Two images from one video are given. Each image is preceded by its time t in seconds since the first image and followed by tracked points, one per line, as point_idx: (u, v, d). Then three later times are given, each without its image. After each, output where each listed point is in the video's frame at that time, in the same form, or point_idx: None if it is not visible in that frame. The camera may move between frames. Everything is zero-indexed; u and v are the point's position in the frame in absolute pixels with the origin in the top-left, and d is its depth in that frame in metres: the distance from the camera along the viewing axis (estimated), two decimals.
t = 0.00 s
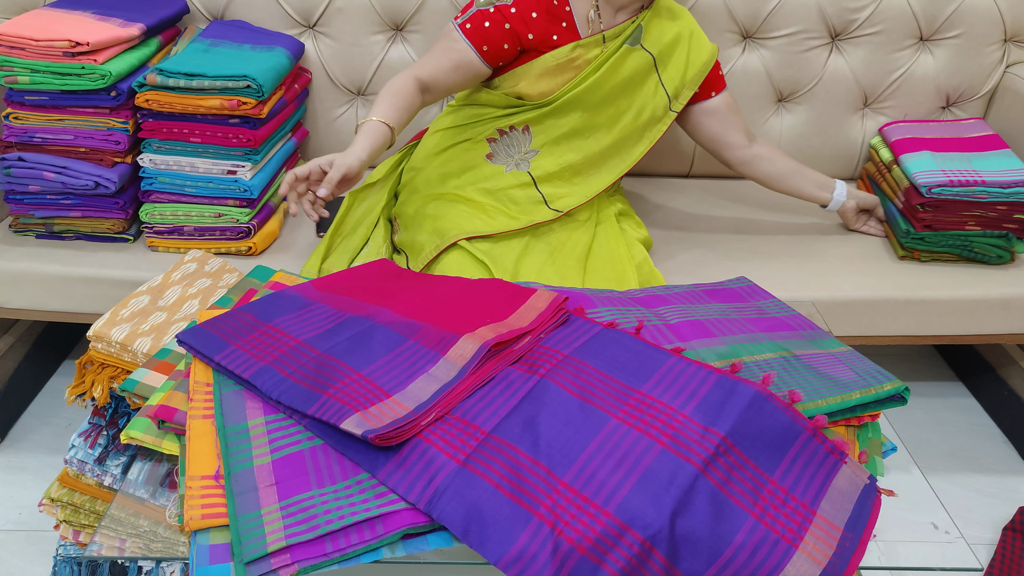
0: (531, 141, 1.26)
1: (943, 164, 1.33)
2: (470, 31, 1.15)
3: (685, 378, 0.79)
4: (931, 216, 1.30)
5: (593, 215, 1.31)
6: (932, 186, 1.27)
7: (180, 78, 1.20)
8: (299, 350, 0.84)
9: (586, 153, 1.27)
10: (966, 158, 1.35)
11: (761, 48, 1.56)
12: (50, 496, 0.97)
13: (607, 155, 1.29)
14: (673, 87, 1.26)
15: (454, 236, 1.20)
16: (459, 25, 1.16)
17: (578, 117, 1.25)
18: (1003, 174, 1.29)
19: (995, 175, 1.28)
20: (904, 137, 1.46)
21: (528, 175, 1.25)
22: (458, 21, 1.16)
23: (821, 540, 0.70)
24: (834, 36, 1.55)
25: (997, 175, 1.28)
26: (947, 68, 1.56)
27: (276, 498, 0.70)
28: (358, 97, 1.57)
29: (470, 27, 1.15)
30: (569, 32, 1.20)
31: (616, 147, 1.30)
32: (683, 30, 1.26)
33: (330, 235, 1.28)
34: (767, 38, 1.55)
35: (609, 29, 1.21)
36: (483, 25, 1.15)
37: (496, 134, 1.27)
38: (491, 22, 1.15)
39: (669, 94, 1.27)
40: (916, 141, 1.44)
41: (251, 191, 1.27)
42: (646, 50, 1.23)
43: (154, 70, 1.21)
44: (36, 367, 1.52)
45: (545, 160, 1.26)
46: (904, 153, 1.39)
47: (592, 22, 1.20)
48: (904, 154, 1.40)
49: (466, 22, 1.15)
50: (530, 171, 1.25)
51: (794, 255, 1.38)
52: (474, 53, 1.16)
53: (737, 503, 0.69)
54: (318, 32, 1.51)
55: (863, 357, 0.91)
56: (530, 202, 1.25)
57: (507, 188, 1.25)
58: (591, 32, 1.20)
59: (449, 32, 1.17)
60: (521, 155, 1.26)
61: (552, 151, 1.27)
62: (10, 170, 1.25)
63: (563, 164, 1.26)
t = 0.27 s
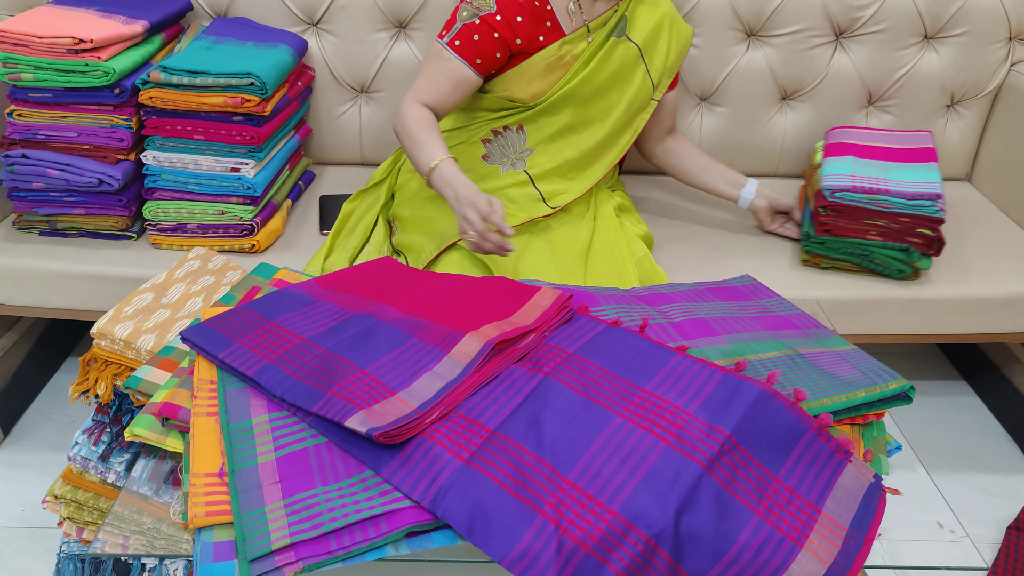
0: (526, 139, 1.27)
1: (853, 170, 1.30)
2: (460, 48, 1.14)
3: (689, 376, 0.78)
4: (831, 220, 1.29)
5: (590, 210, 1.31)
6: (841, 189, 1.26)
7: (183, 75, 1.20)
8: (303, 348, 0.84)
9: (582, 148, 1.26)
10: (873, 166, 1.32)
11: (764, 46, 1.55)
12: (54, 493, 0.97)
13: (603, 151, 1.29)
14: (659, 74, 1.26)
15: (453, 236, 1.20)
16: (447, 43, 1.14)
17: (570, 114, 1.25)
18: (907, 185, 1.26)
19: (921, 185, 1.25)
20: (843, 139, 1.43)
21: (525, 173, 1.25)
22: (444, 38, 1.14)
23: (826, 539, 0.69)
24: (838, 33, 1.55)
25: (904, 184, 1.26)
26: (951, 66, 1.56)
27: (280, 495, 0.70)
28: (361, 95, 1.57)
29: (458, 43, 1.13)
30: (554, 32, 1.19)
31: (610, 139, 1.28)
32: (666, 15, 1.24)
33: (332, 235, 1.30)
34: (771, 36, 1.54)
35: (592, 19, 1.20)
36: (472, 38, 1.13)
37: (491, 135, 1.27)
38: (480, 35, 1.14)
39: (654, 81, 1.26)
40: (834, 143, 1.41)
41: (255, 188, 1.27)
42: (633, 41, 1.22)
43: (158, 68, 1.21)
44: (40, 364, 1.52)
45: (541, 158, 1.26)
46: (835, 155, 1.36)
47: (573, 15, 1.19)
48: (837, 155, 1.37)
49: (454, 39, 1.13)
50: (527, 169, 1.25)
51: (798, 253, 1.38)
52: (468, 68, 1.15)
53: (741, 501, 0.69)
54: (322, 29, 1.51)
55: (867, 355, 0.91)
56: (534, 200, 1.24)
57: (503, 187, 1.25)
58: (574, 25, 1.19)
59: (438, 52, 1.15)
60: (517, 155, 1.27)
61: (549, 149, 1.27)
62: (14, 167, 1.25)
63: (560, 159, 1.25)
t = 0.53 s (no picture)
0: (512, 137, 1.24)
1: (743, 192, 1.21)
2: (467, 66, 1.12)
3: (693, 373, 0.78)
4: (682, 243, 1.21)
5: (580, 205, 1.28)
6: (684, 212, 1.18)
7: (186, 72, 1.20)
8: (306, 345, 0.84)
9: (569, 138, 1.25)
10: (772, 188, 1.22)
11: (768, 43, 1.55)
12: (57, 489, 0.97)
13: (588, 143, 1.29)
14: (637, 56, 1.29)
15: (445, 235, 1.19)
16: (454, 64, 1.12)
17: (552, 104, 1.24)
18: (728, 208, 1.16)
19: (701, 207, 1.16)
20: (752, 157, 1.34)
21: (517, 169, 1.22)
22: (447, 62, 1.12)
23: (830, 537, 0.69)
24: (842, 31, 1.54)
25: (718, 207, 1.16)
26: (956, 63, 1.55)
27: (283, 492, 0.70)
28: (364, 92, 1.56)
29: (464, 61, 1.12)
30: (527, 23, 1.18)
31: (597, 127, 1.29)
32: None
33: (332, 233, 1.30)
34: (775, 33, 1.53)
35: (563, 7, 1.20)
36: (473, 49, 1.12)
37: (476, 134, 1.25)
38: (479, 44, 1.13)
39: (632, 62, 1.29)
40: (739, 162, 1.32)
41: (258, 185, 1.28)
42: (608, 24, 1.23)
43: (160, 64, 1.20)
44: (42, 360, 1.52)
45: (528, 154, 1.24)
46: (736, 176, 1.27)
47: (543, 5, 1.18)
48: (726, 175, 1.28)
49: (459, 58, 1.12)
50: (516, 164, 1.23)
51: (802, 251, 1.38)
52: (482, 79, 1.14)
53: (745, 498, 0.69)
54: (324, 26, 1.51)
55: (871, 352, 0.91)
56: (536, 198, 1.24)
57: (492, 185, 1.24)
58: (544, 15, 1.19)
59: (445, 76, 1.12)
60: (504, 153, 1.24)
61: (536, 143, 1.25)
62: (17, 163, 1.25)
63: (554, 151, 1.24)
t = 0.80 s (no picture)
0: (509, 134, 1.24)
1: (693, 195, 1.20)
2: (483, 62, 1.12)
3: (695, 371, 0.78)
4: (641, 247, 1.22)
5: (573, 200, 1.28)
6: (641, 215, 1.19)
7: (188, 68, 1.20)
8: (308, 341, 0.84)
9: (564, 135, 1.24)
10: (718, 192, 1.20)
11: (770, 41, 1.54)
12: (59, 486, 0.97)
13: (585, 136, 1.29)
14: (630, 46, 1.26)
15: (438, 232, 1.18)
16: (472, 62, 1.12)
17: (545, 101, 1.23)
18: (688, 212, 1.15)
19: (660, 211, 1.16)
20: (715, 159, 1.31)
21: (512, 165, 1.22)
22: (464, 62, 1.12)
23: (831, 534, 0.69)
24: (844, 28, 1.54)
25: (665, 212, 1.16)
26: (958, 61, 1.55)
27: (285, 488, 0.70)
28: (366, 89, 1.56)
29: (480, 57, 1.12)
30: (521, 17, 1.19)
31: (591, 123, 1.28)
32: None
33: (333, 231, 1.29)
34: (777, 31, 1.53)
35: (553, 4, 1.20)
36: (485, 43, 1.13)
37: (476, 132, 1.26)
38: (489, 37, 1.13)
39: (626, 54, 1.26)
40: (701, 165, 1.30)
41: (259, 182, 1.27)
42: (599, 16, 1.21)
43: (162, 61, 1.21)
44: (44, 357, 1.52)
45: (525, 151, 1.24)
46: (688, 179, 1.25)
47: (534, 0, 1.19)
48: (685, 177, 1.27)
49: (474, 55, 1.12)
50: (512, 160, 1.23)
51: (803, 249, 1.38)
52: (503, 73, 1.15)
53: (746, 496, 0.69)
54: (326, 22, 1.51)
55: (872, 350, 0.91)
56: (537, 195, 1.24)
57: (490, 182, 1.25)
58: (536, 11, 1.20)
59: (473, 76, 1.12)
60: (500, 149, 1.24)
61: (533, 140, 1.25)
62: (19, 160, 1.25)
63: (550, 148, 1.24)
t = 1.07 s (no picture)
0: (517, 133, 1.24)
1: (693, 195, 1.19)
2: (492, 66, 1.13)
3: (696, 368, 0.78)
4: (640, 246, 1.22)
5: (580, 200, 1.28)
6: (639, 216, 1.18)
7: (190, 65, 1.20)
8: (310, 338, 0.84)
9: (572, 134, 1.25)
10: (719, 191, 1.19)
11: (773, 39, 1.54)
12: (61, 481, 0.98)
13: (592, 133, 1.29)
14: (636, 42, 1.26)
15: (445, 231, 1.19)
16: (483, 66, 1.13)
17: (554, 100, 1.23)
18: (688, 212, 1.14)
19: (659, 212, 1.16)
20: (714, 158, 1.31)
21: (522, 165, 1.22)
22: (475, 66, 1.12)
23: (832, 532, 0.69)
24: (846, 27, 1.54)
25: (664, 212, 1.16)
26: (961, 60, 1.55)
27: (287, 485, 0.70)
28: (368, 86, 1.56)
29: (490, 62, 1.13)
30: (531, 20, 1.19)
31: (597, 122, 1.28)
32: None
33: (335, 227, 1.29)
34: (779, 29, 1.53)
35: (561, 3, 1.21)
36: (495, 45, 1.13)
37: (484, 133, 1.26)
38: (500, 41, 1.13)
39: (633, 52, 1.26)
40: (700, 164, 1.29)
41: (261, 180, 1.27)
42: (605, 14, 1.20)
43: (165, 58, 1.21)
44: (46, 353, 1.52)
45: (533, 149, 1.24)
46: (688, 179, 1.24)
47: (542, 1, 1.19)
48: (683, 177, 1.26)
49: (484, 59, 1.12)
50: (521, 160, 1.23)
51: (805, 247, 1.38)
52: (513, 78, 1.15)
53: (747, 493, 0.69)
54: (329, 20, 1.51)
55: (874, 348, 0.91)
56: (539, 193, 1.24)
57: (498, 180, 1.24)
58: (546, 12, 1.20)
59: (486, 83, 1.13)
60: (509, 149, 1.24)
61: (542, 138, 1.25)
62: (21, 157, 1.25)
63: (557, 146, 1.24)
